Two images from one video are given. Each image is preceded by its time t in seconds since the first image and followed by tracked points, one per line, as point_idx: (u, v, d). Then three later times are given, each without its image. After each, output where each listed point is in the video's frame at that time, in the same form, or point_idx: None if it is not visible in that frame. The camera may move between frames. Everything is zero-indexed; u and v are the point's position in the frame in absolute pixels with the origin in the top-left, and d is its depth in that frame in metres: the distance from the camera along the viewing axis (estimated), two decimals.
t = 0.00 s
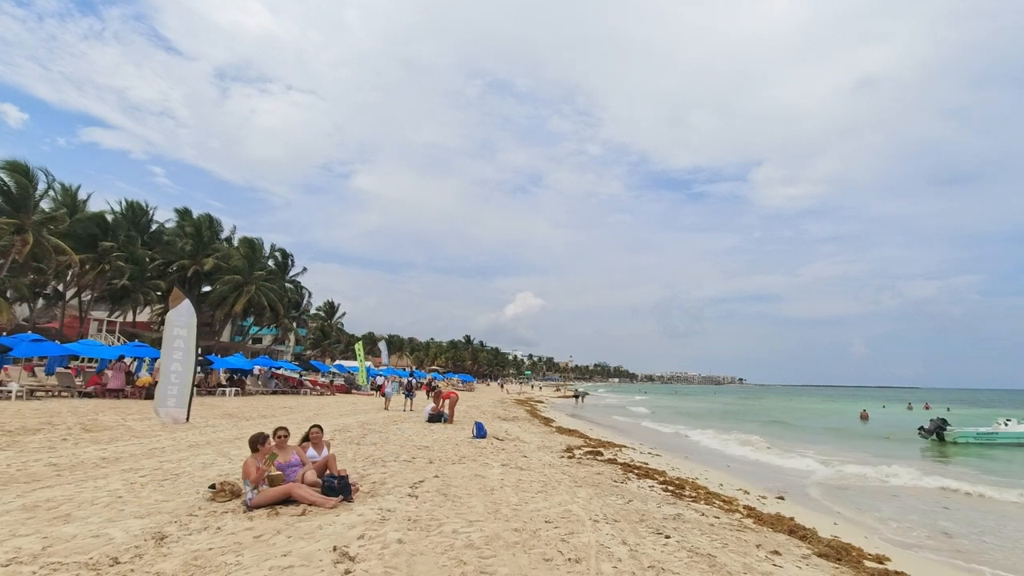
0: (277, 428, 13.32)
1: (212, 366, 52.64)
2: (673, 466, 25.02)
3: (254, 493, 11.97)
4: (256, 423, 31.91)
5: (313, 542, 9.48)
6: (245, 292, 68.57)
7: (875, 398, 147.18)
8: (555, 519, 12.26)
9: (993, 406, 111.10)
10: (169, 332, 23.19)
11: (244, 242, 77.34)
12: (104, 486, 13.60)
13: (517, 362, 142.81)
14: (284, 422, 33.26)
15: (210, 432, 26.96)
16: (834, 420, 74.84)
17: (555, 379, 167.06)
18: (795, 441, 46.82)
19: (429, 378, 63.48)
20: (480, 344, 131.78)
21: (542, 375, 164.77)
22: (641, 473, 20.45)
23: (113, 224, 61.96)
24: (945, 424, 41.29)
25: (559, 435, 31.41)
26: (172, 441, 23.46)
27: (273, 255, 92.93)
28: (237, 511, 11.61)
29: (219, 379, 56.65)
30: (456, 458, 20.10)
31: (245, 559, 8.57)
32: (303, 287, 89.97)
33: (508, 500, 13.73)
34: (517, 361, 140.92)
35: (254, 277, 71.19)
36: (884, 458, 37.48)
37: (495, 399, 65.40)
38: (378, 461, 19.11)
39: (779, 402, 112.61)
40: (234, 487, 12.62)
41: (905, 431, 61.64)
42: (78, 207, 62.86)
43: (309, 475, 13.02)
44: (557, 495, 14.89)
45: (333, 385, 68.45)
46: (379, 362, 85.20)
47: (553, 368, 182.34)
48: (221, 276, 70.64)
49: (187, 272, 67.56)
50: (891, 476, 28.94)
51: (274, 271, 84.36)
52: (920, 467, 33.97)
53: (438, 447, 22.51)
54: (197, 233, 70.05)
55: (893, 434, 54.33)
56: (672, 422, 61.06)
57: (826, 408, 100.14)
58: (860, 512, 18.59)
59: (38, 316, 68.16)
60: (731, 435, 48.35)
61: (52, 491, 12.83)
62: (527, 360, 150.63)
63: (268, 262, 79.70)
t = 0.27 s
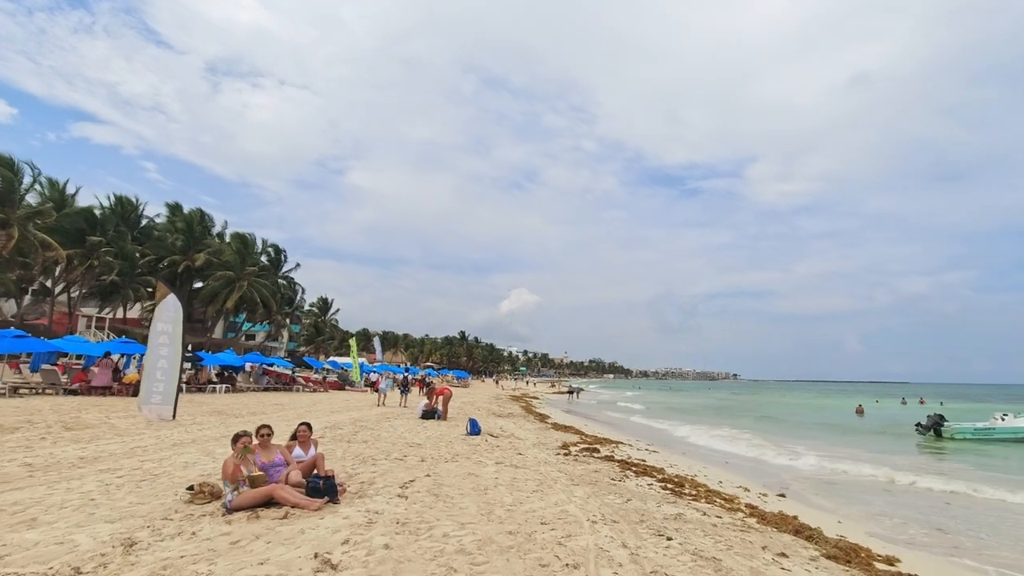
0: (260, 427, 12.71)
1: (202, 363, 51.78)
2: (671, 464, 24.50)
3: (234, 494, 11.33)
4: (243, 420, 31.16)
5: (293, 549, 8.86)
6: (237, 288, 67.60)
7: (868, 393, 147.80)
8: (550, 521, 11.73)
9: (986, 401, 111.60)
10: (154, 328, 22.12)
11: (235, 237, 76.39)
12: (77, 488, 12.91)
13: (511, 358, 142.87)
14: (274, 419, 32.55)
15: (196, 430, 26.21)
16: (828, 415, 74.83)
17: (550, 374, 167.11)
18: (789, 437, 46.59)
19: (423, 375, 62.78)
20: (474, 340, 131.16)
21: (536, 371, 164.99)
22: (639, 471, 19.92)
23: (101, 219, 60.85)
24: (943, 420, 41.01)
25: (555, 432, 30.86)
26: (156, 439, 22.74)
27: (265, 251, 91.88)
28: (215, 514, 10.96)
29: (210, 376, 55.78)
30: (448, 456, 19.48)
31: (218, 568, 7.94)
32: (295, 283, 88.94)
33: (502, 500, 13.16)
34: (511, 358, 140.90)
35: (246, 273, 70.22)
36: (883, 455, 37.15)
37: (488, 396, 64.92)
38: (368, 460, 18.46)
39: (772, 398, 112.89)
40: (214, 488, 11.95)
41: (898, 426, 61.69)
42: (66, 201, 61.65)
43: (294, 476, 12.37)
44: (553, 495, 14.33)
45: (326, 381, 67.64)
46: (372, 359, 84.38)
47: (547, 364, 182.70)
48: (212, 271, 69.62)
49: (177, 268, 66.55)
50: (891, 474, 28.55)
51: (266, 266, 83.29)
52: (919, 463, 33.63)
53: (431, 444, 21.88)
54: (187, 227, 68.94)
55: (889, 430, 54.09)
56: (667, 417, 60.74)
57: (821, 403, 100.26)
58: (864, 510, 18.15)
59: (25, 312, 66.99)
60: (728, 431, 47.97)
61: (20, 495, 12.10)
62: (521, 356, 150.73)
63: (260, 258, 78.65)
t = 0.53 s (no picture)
0: (243, 430, 12.11)
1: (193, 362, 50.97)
2: (670, 464, 23.98)
3: (214, 501, 10.72)
4: (233, 420, 30.45)
5: (274, 562, 8.25)
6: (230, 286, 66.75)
7: (862, 390, 148.18)
8: (548, 528, 11.17)
9: (981, 399, 111.76)
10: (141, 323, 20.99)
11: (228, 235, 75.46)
12: (50, 494, 12.23)
13: (507, 356, 142.44)
14: (265, 418, 31.89)
15: (183, 431, 25.52)
16: (825, 413, 74.65)
17: (546, 372, 166.89)
18: (787, 435, 46.26)
19: (418, 373, 62.12)
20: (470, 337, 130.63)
21: (532, 369, 164.65)
22: (638, 472, 19.37)
23: (91, 216, 59.90)
24: (942, 419, 40.71)
25: (551, 431, 30.31)
26: (142, 441, 22.09)
27: (259, 248, 90.93)
28: (193, 523, 10.33)
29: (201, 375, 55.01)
30: (442, 457, 18.88)
31: None
32: (290, 281, 88.07)
33: (497, 505, 12.58)
34: (507, 356, 140.47)
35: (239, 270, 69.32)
36: (882, 454, 36.80)
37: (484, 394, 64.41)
38: (359, 462, 17.85)
39: (768, 396, 112.85)
40: (193, 494, 11.33)
41: (895, 423, 61.58)
42: (56, 198, 60.67)
43: (278, 480, 11.76)
44: (551, 499, 13.76)
45: (320, 379, 66.88)
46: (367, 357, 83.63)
47: (543, 361, 182.48)
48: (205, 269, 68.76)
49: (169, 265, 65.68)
50: (892, 475, 28.15)
51: (260, 264, 82.41)
52: (919, 463, 33.28)
53: (424, 445, 21.28)
54: (180, 225, 68.03)
55: (887, 428, 53.84)
56: (664, 415, 60.39)
57: (817, 400, 100.26)
58: (870, 511, 17.65)
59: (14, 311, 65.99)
60: (725, 430, 47.57)
61: None
62: (517, 354, 150.34)
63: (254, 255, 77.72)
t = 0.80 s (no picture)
0: (225, 429, 11.44)
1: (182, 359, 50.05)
2: (669, 463, 23.46)
3: (191, 505, 10.03)
4: (222, 418, 29.69)
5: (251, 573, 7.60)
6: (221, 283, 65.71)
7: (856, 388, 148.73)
8: (547, 532, 10.56)
9: (976, 397, 112.04)
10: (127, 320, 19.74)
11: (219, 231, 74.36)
12: (19, 497, 11.51)
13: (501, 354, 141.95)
14: (254, 416, 31.14)
15: (169, 430, 24.75)
16: (820, 410, 74.60)
17: (541, 369, 166.55)
18: (784, 432, 45.96)
19: (411, 371, 61.35)
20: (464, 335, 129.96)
21: (527, 366, 164.30)
22: (638, 472, 18.80)
23: (79, 212, 58.74)
24: (940, 416, 40.46)
25: (547, 429, 29.73)
26: (124, 440, 21.32)
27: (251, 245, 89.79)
28: (168, 529, 9.67)
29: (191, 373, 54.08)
30: (436, 457, 18.23)
31: None
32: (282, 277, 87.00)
33: (493, 507, 11.97)
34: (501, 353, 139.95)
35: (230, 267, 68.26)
36: (880, 452, 36.49)
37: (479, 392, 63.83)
38: (349, 462, 17.16)
39: (763, 394, 112.91)
40: (170, 498, 10.66)
41: (891, 421, 61.52)
42: (43, 193, 59.46)
43: (261, 482, 11.08)
44: (549, 500, 13.16)
45: (312, 377, 66.01)
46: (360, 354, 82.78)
47: (538, 358, 182.23)
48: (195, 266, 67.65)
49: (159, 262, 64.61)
50: (894, 474, 27.73)
51: (252, 261, 81.33)
52: (919, 462, 32.98)
53: (417, 444, 20.62)
54: (170, 221, 66.90)
55: (884, 425, 53.59)
56: (660, 413, 59.99)
57: (811, 397, 100.41)
58: (877, 508, 17.15)
59: (0, 308, 64.74)
60: (722, 428, 47.16)
61: None
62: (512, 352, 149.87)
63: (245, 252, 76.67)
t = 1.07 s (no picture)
0: (202, 432, 10.75)
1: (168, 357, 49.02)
2: (665, 462, 22.98)
3: (162, 515, 9.35)
4: (206, 418, 28.86)
5: None
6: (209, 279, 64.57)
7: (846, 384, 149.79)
8: (543, 541, 10.01)
9: (964, 392, 113.06)
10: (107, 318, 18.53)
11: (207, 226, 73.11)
12: None
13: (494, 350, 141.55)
14: (240, 415, 30.35)
15: (150, 430, 23.93)
16: (812, 407, 74.84)
17: (533, 366, 166.38)
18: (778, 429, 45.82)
19: (402, 368, 60.61)
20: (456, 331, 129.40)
21: (519, 363, 164.06)
22: (635, 472, 18.29)
23: (63, 207, 57.33)
24: (934, 413, 40.42)
25: (540, 427, 29.19)
26: (102, 441, 20.50)
27: (240, 241, 88.53)
28: (137, 541, 8.99)
29: (177, 370, 53.01)
30: (426, 458, 17.59)
31: None
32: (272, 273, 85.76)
33: (486, 514, 11.38)
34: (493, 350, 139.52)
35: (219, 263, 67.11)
36: (874, 449, 36.30)
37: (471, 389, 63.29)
38: (335, 464, 16.47)
39: (754, 390, 113.35)
40: (141, 507, 9.98)
41: (882, 417, 61.70)
42: (25, 187, 57.95)
43: (239, 489, 10.40)
44: (544, 505, 12.60)
45: (302, 374, 65.05)
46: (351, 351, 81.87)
47: (530, 355, 182.13)
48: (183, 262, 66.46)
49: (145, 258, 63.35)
50: (890, 473, 27.47)
51: (240, 257, 80.13)
52: (913, 459, 32.81)
53: (408, 445, 19.98)
54: (157, 216, 65.57)
55: (877, 422, 53.67)
56: (654, 410, 59.77)
57: (802, 394, 100.92)
58: (879, 507, 16.79)
59: None
60: (716, 425, 46.88)
61: None
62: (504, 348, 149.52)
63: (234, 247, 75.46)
